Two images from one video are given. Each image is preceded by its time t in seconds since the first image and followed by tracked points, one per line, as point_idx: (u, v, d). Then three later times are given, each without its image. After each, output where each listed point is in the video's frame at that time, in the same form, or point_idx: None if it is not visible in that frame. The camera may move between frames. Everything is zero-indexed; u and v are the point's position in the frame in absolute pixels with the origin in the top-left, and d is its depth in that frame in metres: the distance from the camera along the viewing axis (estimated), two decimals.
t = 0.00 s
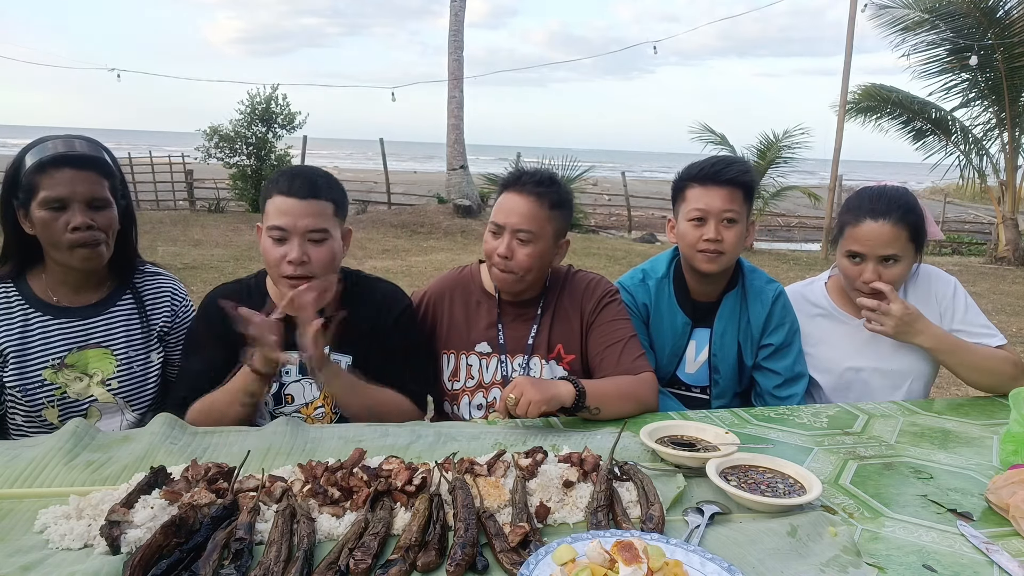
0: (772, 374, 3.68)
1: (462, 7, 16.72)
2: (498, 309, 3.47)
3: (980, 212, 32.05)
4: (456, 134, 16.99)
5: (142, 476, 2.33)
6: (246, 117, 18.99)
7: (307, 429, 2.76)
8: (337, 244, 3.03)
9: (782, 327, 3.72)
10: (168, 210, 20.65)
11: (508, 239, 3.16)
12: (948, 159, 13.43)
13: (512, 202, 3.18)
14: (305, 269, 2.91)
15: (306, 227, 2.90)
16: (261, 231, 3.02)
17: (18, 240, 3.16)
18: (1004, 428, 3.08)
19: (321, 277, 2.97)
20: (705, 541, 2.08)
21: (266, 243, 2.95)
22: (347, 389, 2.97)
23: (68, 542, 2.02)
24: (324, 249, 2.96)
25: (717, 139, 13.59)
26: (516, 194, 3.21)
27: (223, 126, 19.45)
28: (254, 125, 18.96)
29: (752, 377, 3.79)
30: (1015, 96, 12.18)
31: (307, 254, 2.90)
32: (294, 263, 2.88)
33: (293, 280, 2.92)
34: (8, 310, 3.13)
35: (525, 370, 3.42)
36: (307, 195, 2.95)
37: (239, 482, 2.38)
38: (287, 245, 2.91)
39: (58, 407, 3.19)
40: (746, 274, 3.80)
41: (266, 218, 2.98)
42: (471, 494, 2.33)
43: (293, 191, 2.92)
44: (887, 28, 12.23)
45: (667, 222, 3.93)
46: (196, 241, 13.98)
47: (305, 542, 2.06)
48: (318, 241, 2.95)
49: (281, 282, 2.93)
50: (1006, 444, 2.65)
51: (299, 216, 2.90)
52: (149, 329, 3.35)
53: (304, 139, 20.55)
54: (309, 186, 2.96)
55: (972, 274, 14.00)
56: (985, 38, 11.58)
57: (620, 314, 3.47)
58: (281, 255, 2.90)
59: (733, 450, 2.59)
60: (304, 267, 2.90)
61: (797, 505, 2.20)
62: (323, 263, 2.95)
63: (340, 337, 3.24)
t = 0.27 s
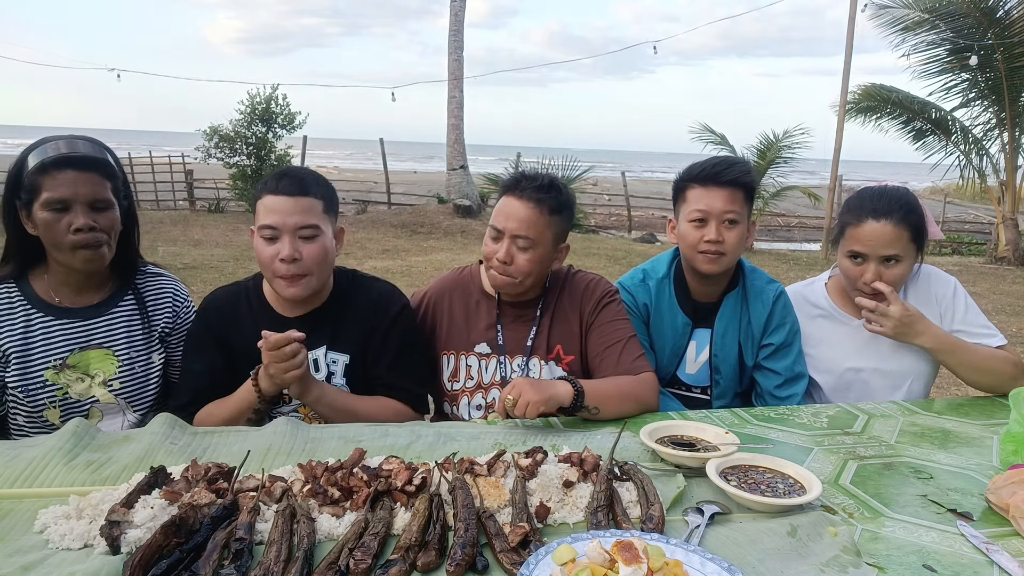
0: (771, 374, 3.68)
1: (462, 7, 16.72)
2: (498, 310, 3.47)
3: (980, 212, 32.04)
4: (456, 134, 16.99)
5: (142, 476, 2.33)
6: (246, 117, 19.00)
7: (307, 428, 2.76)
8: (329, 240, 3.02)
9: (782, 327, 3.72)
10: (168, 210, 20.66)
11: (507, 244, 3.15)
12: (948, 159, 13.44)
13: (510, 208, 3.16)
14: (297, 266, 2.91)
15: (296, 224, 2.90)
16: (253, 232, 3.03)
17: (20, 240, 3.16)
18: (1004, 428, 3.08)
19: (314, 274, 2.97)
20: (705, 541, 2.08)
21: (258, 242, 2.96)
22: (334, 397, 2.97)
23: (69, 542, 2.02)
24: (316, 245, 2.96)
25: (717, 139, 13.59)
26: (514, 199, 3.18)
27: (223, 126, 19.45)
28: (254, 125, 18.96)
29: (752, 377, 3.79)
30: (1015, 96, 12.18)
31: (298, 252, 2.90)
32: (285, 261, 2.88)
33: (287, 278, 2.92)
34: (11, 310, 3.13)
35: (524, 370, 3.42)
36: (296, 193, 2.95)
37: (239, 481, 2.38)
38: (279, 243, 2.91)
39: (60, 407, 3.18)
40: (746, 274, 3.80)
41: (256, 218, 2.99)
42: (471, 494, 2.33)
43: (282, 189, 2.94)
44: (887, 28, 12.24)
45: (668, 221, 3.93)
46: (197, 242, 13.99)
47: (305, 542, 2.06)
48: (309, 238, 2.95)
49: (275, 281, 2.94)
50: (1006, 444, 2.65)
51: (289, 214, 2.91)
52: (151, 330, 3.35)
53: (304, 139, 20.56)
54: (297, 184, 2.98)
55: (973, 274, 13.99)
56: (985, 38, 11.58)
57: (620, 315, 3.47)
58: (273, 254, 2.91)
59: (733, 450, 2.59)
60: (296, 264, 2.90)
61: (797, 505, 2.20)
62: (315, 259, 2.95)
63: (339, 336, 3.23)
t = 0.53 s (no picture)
0: (770, 374, 3.68)
1: (462, 7, 16.72)
2: (497, 311, 3.47)
3: (980, 212, 32.05)
4: (456, 134, 16.99)
5: (142, 476, 2.33)
6: (246, 117, 19.00)
7: (307, 428, 2.76)
8: (326, 236, 3.02)
9: (781, 326, 3.72)
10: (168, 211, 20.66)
11: (542, 253, 3.16)
12: (948, 159, 13.44)
13: (535, 217, 3.12)
14: (296, 262, 2.90)
15: (294, 220, 2.91)
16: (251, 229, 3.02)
17: (22, 240, 3.16)
18: (1004, 428, 3.08)
19: (313, 269, 2.97)
20: (705, 541, 2.08)
21: (255, 239, 2.96)
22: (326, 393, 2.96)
23: (69, 542, 2.02)
24: (314, 241, 2.96)
25: (717, 139, 13.59)
26: (536, 208, 3.15)
27: (223, 126, 19.46)
28: (254, 125, 18.96)
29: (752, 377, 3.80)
30: (1015, 96, 12.19)
31: (297, 247, 2.91)
32: (284, 256, 2.88)
33: (285, 273, 2.91)
34: (12, 310, 3.12)
35: (525, 371, 3.41)
36: (292, 190, 2.96)
37: (239, 481, 2.38)
38: (277, 239, 2.91)
39: (61, 407, 3.19)
40: (745, 274, 3.80)
41: (254, 216, 2.99)
42: (471, 494, 2.33)
43: (279, 187, 2.95)
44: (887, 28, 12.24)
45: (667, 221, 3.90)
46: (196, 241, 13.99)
47: (305, 542, 2.06)
48: (307, 234, 2.95)
49: (274, 276, 2.93)
50: (1006, 444, 2.65)
51: (286, 210, 2.91)
52: (152, 330, 3.35)
53: (304, 139, 20.56)
54: (295, 181, 2.98)
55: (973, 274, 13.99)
56: (985, 38, 11.58)
57: (620, 315, 3.47)
58: (271, 250, 2.90)
59: (733, 450, 2.59)
60: (294, 259, 2.90)
61: (797, 505, 2.20)
62: (312, 255, 2.95)
63: (336, 334, 3.24)
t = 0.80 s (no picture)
0: (770, 374, 3.69)
1: (462, 7, 16.72)
2: (497, 312, 3.47)
3: (980, 212, 32.05)
4: (456, 134, 16.99)
5: (142, 476, 2.33)
6: (245, 117, 18.99)
7: (308, 428, 2.76)
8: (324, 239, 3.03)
9: (780, 326, 3.72)
10: (168, 211, 20.66)
11: (549, 253, 3.16)
12: (948, 159, 13.44)
13: (544, 215, 3.14)
14: (291, 263, 2.91)
15: (293, 221, 2.91)
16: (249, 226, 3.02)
17: (25, 239, 3.15)
18: (1004, 428, 3.08)
19: (309, 272, 2.98)
20: (705, 541, 2.08)
21: (253, 238, 2.95)
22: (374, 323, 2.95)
23: (69, 542, 2.02)
24: (311, 244, 2.97)
25: (717, 139, 13.59)
26: (543, 207, 3.16)
27: (223, 126, 19.46)
28: (254, 125, 18.96)
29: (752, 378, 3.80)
30: (1015, 96, 12.19)
31: (293, 249, 2.91)
32: (280, 257, 2.89)
33: (280, 274, 2.93)
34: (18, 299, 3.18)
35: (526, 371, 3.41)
36: (293, 190, 2.96)
37: (239, 481, 2.38)
38: (275, 239, 2.91)
39: (54, 395, 3.14)
40: (744, 275, 3.80)
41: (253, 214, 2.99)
42: (471, 494, 2.33)
43: (281, 186, 2.94)
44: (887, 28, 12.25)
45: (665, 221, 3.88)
46: (196, 242, 13.99)
47: (305, 542, 2.06)
48: (306, 236, 2.95)
49: (270, 276, 2.93)
50: (1006, 444, 2.65)
51: (286, 210, 2.91)
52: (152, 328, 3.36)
53: (304, 139, 20.56)
54: (296, 182, 2.98)
55: (973, 274, 13.99)
56: (985, 37, 11.58)
57: (620, 315, 3.47)
58: (268, 249, 2.90)
59: (733, 450, 2.59)
60: (290, 261, 2.91)
61: (797, 505, 2.20)
62: (311, 257, 2.96)
63: (333, 333, 3.26)
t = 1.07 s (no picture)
0: (770, 373, 3.69)
1: (462, 7, 16.72)
2: (498, 312, 3.47)
3: (980, 212, 32.05)
4: (456, 134, 16.99)
5: (142, 476, 2.34)
6: (245, 116, 18.99)
7: (307, 428, 2.76)
8: (326, 245, 3.04)
9: (780, 326, 3.72)
10: (168, 211, 20.66)
11: (549, 250, 3.17)
12: (948, 159, 13.44)
13: (545, 213, 3.15)
14: (295, 272, 2.92)
15: (298, 229, 2.91)
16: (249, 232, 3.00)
17: (31, 231, 3.11)
18: (1004, 428, 3.08)
19: (311, 279, 3.00)
20: (705, 541, 2.08)
21: (254, 245, 2.94)
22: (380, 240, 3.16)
23: (69, 542, 2.02)
24: (314, 251, 2.98)
25: (717, 139, 13.59)
26: (544, 205, 3.17)
27: (223, 126, 19.47)
28: (254, 125, 18.96)
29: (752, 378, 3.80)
30: (1015, 96, 12.19)
31: (298, 257, 2.92)
32: (285, 265, 2.89)
33: (283, 282, 2.92)
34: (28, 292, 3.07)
35: (526, 371, 3.41)
36: (294, 195, 2.96)
37: (239, 481, 2.38)
38: (278, 246, 2.91)
39: (80, 385, 3.16)
40: (744, 275, 3.80)
41: (253, 219, 2.97)
42: (471, 494, 2.33)
43: (284, 192, 2.94)
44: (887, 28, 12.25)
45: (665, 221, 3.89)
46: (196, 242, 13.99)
47: (305, 542, 2.06)
48: (309, 244, 2.96)
49: (272, 283, 2.93)
50: (1006, 444, 2.65)
51: (290, 217, 2.91)
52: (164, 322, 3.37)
53: (304, 139, 20.56)
54: (298, 186, 2.98)
55: (973, 274, 13.99)
56: (985, 37, 11.58)
57: (620, 315, 3.47)
58: (271, 257, 2.90)
59: (733, 450, 2.59)
60: (295, 269, 2.91)
61: (797, 505, 2.20)
62: (313, 263, 2.97)
63: (328, 328, 3.23)
